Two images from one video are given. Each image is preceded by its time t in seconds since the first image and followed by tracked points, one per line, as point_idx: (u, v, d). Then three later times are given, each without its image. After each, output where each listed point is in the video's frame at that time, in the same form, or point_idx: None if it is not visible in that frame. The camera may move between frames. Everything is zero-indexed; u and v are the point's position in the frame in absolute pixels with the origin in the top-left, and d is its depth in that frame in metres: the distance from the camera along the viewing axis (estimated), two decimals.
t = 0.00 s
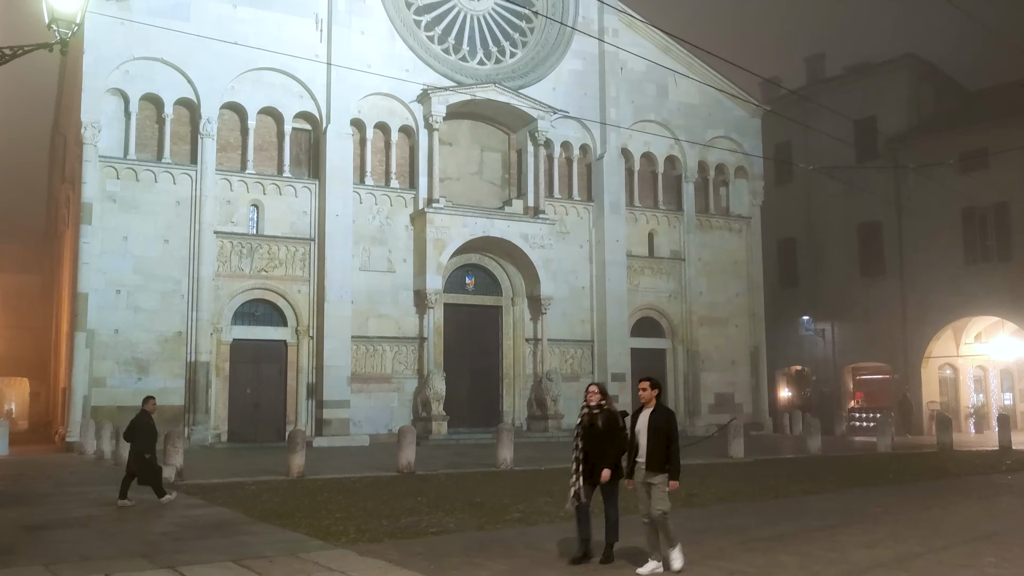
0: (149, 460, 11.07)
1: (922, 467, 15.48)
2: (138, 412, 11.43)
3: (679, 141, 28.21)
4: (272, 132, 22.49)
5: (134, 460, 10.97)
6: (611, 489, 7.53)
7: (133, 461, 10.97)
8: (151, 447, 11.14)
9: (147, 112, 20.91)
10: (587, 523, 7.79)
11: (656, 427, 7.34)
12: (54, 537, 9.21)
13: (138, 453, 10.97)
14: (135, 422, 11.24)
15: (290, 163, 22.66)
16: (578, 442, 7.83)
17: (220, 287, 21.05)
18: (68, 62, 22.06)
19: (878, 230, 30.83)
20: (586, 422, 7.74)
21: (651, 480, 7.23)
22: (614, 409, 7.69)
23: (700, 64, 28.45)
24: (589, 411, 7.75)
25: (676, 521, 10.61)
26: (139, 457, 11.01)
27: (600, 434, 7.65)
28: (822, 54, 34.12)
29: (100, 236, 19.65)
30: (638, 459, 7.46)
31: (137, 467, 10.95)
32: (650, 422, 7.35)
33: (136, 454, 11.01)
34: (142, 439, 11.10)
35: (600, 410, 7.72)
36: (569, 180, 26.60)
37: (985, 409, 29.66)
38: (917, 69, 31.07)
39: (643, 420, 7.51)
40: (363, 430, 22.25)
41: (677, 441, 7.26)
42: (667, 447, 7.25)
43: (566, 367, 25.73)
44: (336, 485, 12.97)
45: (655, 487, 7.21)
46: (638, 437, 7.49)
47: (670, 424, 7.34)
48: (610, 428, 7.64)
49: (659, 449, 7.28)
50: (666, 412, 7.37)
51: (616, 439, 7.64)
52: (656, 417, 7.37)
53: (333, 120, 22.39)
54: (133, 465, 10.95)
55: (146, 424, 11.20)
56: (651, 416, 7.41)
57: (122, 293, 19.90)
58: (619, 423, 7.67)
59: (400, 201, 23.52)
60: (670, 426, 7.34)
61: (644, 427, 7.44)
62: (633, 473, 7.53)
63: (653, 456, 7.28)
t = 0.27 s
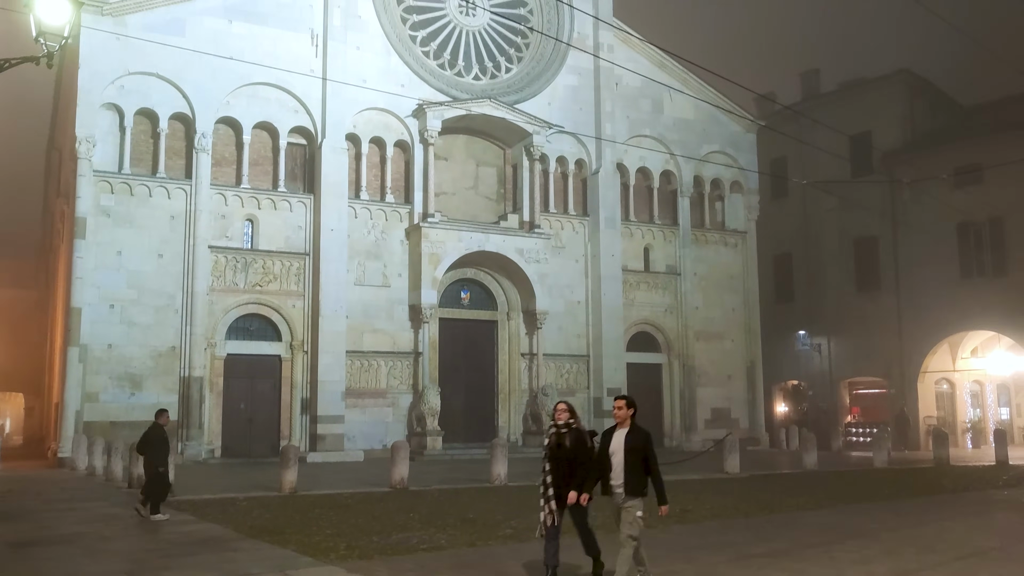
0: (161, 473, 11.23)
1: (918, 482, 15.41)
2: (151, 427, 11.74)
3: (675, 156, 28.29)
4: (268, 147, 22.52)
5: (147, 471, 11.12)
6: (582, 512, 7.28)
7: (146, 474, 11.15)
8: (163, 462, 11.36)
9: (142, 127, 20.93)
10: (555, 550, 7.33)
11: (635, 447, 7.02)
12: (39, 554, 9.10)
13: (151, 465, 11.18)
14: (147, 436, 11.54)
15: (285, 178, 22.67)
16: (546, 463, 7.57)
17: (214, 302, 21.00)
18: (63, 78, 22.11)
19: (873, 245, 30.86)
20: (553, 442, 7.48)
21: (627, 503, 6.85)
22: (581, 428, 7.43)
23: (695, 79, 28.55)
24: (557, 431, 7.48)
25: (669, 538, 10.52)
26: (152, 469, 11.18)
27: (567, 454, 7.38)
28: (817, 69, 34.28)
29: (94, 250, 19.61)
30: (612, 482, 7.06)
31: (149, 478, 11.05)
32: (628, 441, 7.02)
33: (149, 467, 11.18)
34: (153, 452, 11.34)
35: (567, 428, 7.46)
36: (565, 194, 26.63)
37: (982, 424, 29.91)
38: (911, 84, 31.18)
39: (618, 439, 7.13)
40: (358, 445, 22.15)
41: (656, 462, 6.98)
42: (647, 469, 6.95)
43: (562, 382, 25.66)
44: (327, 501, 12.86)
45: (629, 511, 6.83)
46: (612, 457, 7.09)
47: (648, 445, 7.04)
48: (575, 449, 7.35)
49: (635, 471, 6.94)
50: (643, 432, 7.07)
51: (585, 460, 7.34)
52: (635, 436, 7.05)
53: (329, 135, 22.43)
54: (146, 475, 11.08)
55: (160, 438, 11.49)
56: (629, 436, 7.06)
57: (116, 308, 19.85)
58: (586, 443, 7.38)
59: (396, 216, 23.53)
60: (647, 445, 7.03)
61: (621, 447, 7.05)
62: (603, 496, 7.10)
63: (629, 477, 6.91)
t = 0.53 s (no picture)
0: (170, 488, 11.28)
1: (913, 497, 15.32)
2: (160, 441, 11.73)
3: (671, 170, 28.33)
4: (263, 160, 22.55)
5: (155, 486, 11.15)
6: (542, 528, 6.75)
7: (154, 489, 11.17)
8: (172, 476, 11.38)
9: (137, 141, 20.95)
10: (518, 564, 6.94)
11: (603, 460, 6.70)
12: (24, 570, 9.01)
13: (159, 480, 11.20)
14: (157, 453, 11.40)
15: (281, 192, 22.69)
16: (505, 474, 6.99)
17: (209, 315, 20.95)
18: (59, 92, 22.17)
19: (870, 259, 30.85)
20: (519, 453, 6.93)
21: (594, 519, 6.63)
22: (549, 439, 6.94)
23: (691, 94, 28.63)
24: (523, 442, 6.95)
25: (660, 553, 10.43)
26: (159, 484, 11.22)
27: (534, 466, 6.86)
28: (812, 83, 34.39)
29: (88, 264, 19.58)
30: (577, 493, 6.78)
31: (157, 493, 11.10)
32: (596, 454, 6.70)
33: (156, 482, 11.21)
34: (165, 468, 11.24)
35: (535, 439, 6.94)
36: (561, 208, 26.65)
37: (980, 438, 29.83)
38: (906, 98, 31.28)
39: (585, 451, 6.81)
40: (352, 460, 22.05)
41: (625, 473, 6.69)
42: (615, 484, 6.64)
43: (558, 396, 25.57)
44: (318, 516, 12.76)
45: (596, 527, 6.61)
46: (578, 469, 6.80)
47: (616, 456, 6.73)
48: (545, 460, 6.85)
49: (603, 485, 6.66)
50: (612, 444, 6.73)
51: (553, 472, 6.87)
52: (604, 448, 6.73)
53: (324, 149, 22.46)
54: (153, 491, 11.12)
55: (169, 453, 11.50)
56: (598, 448, 6.74)
57: (109, 321, 19.80)
58: (554, 455, 6.89)
59: (391, 229, 23.53)
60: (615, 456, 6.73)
61: (588, 460, 6.73)
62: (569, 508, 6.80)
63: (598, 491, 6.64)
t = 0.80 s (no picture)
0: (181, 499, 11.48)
1: (912, 510, 15.18)
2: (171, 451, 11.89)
3: (669, 182, 28.33)
4: (260, 173, 22.56)
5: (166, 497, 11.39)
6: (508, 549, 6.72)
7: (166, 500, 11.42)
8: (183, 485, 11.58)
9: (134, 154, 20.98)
10: None
11: (562, 477, 6.65)
12: None
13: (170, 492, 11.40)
14: (167, 463, 11.68)
15: (278, 204, 22.69)
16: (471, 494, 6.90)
17: (205, 328, 20.91)
18: (58, 104, 22.24)
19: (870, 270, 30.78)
20: (483, 473, 6.85)
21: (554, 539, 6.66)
22: (513, 458, 6.85)
23: (689, 105, 28.65)
24: (487, 462, 6.86)
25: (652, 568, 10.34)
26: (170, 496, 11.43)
27: (498, 486, 6.77)
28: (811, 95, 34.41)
29: (84, 277, 19.57)
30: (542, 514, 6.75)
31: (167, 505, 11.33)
32: (557, 474, 6.65)
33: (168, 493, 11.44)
34: (174, 478, 11.53)
35: (499, 459, 6.86)
36: (558, 220, 26.62)
37: (980, 451, 29.66)
38: (905, 110, 31.28)
39: (548, 469, 6.76)
40: (349, 473, 21.95)
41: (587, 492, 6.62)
42: (572, 501, 6.57)
43: (556, 409, 25.46)
44: (310, 530, 12.68)
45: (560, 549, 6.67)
46: (542, 487, 6.76)
47: (579, 475, 6.65)
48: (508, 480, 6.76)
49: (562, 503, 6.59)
50: (573, 461, 6.66)
51: (517, 494, 6.79)
52: (565, 466, 6.67)
53: (321, 161, 22.47)
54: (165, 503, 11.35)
55: (177, 464, 11.65)
56: (557, 465, 6.69)
57: (105, 334, 19.78)
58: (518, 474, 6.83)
59: (388, 241, 23.52)
60: (577, 475, 6.65)
61: (549, 479, 6.71)
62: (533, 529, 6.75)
63: (560, 510, 6.59)
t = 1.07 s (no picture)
0: (195, 515, 11.11)
1: (914, 523, 15.06)
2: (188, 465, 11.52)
3: (669, 192, 28.30)
4: (260, 183, 22.58)
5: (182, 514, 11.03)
6: (466, 560, 6.75)
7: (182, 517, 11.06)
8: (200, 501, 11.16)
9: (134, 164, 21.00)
10: None
11: (520, 487, 6.72)
12: None
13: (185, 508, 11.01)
14: (183, 475, 11.21)
15: (277, 215, 22.69)
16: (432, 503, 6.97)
17: (204, 338, 20.89)
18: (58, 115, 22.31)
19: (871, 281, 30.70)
20: (445, 482, 6.93)
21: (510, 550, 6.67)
22: (476, 466, 6.94)
23: (690, 115, 28.65)
24: (449, 470, 6.94)
25: None
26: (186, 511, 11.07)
27: (458, 495, 6.85)
28: (812, 105, 34.40)
29: (83, 287, 19.57)
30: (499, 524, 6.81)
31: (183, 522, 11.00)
32: (514, 483, 6.73)
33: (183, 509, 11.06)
34: (191, 494, 11.08)
35: (461, 468, 6.94)
36: (559, 230, 26.59)
37: (984, 462, 29.48)
38: (906, 120, 31.24)
39: (507, 479, 6.85)
40: (348, 484, 21.87)
41: (544, 502, 6.68)
42: (531, 511, 6.64)
43: (556, 420, 25.36)
44: (306, 542, 12.59)
45: (517, 562, 6.68)
46: (501, 497, 6.84)
47: (537, 484, 6.72)
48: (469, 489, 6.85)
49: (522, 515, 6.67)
50: (531, 471, 6.74)
51: (479, 502, 6.85)
52: (522, 476, 6.75)
53: (321, 171, 22.47)
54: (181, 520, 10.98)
55: (195, 480, 11.20)
56: (516, 475, 6.77)
57: (104, 344, 19.76)
58: (480, 483, 6.89)
59: (388, 252, 23.50)
60: (535, 485, 6.72)
61: (508, 490, 6.78)
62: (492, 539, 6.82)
63: (516, 520, 6.67)
